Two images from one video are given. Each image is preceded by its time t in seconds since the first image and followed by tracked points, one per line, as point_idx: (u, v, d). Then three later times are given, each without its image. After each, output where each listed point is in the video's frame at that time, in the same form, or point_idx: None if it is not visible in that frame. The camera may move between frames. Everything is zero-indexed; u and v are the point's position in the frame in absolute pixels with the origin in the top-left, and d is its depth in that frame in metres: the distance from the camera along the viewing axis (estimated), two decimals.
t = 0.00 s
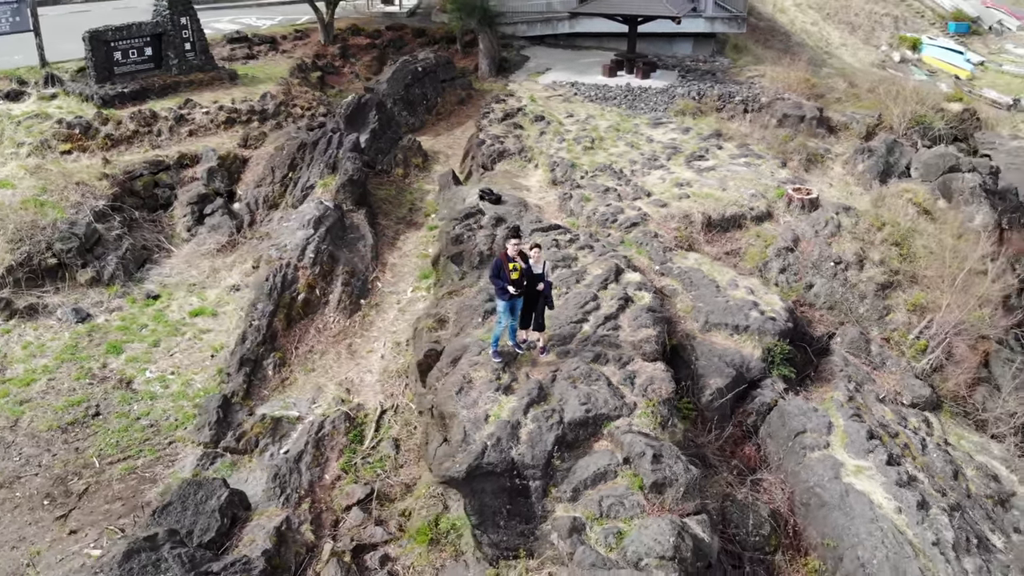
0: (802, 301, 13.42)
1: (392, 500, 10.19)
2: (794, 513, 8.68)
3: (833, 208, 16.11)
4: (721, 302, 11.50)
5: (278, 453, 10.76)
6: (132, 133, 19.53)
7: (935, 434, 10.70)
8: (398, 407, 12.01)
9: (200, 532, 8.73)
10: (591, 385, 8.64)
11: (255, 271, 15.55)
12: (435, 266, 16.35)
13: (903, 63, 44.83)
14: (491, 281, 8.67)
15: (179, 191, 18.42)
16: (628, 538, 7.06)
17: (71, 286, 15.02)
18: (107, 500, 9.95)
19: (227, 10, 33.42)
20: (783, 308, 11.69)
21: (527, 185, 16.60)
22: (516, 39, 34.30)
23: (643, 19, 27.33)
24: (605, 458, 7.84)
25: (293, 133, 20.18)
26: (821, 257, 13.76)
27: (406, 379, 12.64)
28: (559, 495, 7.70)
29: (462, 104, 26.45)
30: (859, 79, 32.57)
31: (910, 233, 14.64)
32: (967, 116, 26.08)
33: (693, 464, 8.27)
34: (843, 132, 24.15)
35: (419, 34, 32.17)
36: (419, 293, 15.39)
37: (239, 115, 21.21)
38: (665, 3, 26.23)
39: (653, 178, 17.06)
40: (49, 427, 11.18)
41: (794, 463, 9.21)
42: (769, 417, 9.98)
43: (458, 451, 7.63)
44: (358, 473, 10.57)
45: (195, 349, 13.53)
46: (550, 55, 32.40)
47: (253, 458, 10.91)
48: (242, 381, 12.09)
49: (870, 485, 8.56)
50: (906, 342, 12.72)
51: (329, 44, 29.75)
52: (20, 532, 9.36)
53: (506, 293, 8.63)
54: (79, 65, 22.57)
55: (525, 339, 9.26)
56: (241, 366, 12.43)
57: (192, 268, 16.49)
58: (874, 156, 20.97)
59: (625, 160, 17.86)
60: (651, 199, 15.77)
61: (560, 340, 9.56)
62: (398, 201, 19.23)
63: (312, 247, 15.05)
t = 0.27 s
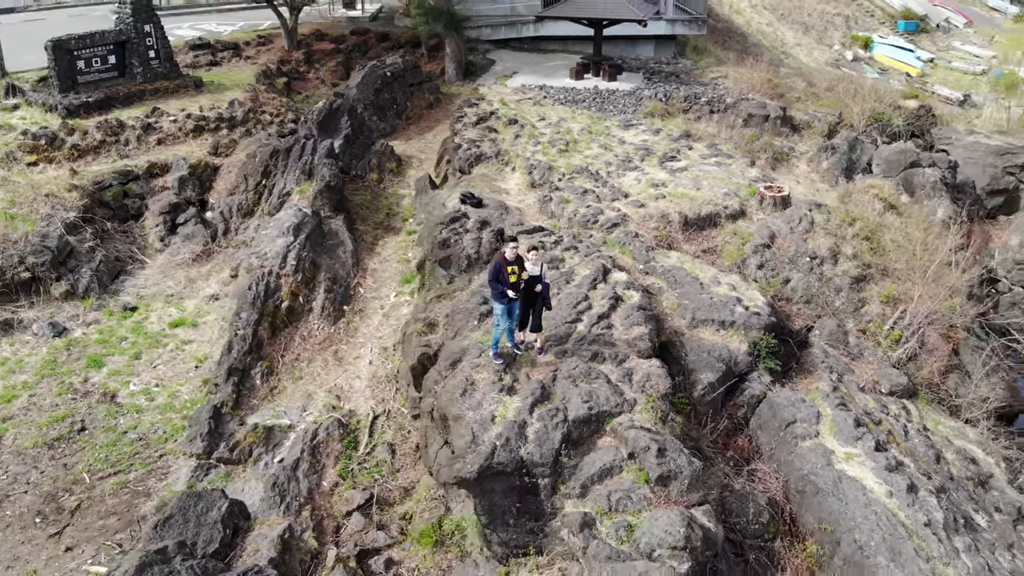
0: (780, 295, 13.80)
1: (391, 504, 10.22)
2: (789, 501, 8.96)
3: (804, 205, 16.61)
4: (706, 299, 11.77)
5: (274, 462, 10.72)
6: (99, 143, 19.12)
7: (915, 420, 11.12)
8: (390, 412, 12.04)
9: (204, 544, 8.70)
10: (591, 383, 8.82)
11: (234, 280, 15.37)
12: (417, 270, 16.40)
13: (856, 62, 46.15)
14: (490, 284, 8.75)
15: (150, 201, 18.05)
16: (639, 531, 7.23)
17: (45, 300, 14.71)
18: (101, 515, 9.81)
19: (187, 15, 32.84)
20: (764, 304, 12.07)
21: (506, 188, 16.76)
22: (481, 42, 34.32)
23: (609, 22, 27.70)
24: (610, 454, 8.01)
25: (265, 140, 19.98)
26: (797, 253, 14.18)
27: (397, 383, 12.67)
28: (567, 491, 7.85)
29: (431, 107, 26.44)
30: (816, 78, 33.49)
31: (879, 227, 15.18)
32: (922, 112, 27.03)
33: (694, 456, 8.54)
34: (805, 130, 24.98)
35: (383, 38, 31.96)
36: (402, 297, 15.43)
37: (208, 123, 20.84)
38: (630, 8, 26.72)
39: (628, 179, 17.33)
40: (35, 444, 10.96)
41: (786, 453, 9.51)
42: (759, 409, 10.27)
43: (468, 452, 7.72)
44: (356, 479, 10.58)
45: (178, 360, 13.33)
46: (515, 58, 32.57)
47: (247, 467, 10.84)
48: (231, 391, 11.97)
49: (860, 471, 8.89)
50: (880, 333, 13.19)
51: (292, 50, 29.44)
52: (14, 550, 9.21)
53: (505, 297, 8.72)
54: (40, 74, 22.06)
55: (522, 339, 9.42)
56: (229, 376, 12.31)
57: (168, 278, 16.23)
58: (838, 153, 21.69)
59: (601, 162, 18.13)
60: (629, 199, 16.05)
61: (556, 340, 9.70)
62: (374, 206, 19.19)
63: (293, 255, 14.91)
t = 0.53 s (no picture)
0: (756, 289, 14.21)
1: (391, 507, 10.27)
2: (782, 487, 9.28)
3: (773, 202, 17.13)
4: (690, 295, 12.07)
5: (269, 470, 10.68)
6: (64, 153, 18.70)
7: (892, 406, 11.60)
8: (382, 416, 12.08)
9: (209, 553, 8.67)
10: (590, 379, 9.03)
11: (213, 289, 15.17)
12: (398, 273, 16.45)
13: (808, 60, 47.49)
14: (489, 286, 8.85)
15: (119, 211, 17.60)
16: (649, 520, 7.45)
17: (18, 315, 14.35)
18: (96, 530, 9.69)
19: (144, 20, 32.14)
20: (745, 298, 12.44)
21: (484, 191, 16.93)
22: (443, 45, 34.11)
23: (572, 25, 28.01)
24: (614, 447, 8.21)
25: (234, 147, 19.72)
26: (771, 248, 14.62)
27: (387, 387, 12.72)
28: (574, 486, 8.02)
29: (398, 111, 26.37)
30: (772, 78, 34.41)
31: (847, 221, 15.82)
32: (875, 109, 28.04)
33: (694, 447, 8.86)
34: (767, 129, 25.78)
35: (346, 42, 31.59)
36: (385, 302, 15.48)
37: (174, 131, 20.45)
38: (592, 10, 27.14)
39: (603, 179, 17.60)
40: (20, 461, 10.73)
41: (777, 441, 9.85)
42: (747, 400, 10.59)
43: (478, 450, 7.83)
44: (353, 484, 10.60)
45: (160, 372, 13.11)
46: (479, 61, 32.69)
47: (242, 476, 10.77)
48: (220, 401, 11.84)
49: (849, 456, 9.26)
50: (855, 321, 13.75)
51: (253, 56, 28.72)
52: (9, 569, 9.06)
53: (503, 298, 8.84)
54: None
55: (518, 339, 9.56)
56: (217, 387, 12.17)
57: (142, 289, 15.93)
58: (800, 150, 22.42)
59: (575, 163, 18.41)
60: (606, 199, 16.32)
61: (552, 338, 9.86)
62: (349, 211, 19.13)
63: (273, 261, 14.75)
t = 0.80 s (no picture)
0: (733, 282, 14.60)
1: (391, 508, 10.33)
2: (775, 471, 9.63)
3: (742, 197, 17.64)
4: (674, 289, 12.37)
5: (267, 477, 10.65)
6: (27, 163, 18.21)
7: (869, 390, 12.11)
8: (374, 418, 12.13)
9: (217, 561, 8.64)
10: (590, 373, 9.25)
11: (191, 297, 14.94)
12: (378, 276, 16.50)
13: (760, 57, 48.63)
14: (489, 287, 8.91)
15: (87, 221, 17.16)
16: (658, 507, 7.70)
17: None
18: (94, 544, 9.60)
19: (96, 26, 31.29)
20: (726, 291, 12.81)
21: (461, 192, 17.08)
22: (404, 47, 33.67)
23: (536, 26, 28.22)
24: (618, 438, 8.45)
25: (203, 153, 19.42)
26: (746, 242, 15.06)
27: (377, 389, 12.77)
28: (582, 477, 8.22)
29: (365, 114, 26.19)
30: (728, 76, 35.23)
31: (814, 214, 16.45)
32: (829, 104, 28.96)
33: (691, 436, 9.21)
34: (729, 126, 26.40)
35: (306, 45, 31.11)
36: (368, 305, 15.51)
37: (139, 138, 20.07)
38: (555, 10, 27.44)
39: (577, 179, 17.89)
40: (7, 478, 10.53)
41: (766, 427, 10.21)
42: (734, 388, 10.93)
43: (489, 446, 7.96)
44: (352, 486, 10.64)
45: (144, 382, 12.89)
46: (442, 63, 32.70)
47: (238, 484, 10.72)
48: (210, 409, 11.72)
49: (838, 439, 9.62)
50: (831, 310, 14.44)
51: (213, 60, 28.11)
52: None
53: (503, 299, 8.92)
54: None
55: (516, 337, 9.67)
56: (206, 395, 12.04)
57: (116, 299, 15.60)
58: (763, 146, 23.06)
59: (549, 163, 18.66)
60: (583, 198, 16.57)
61: (548, 335, 10.03)
62: (323, 215, 19.01)
63: (253, 267, 14.57)
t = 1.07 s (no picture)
0: (710, 275, 14.99)
1: (393, 507, 10.43)
2: (767, 455, 10.02)
3: (713, 193, 18.14)
4: (658, 283, 12.69)
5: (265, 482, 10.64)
6: None
7: (846, 374, 12.63)
8: (367, 420, 12.19)
9: (227, 567, 8.63)
10: (589, 367, 9.50)
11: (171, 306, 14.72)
12: (360, 279, 16.53)
13: (712, 55, 49.54)
14: (489, 287, 9.02)
15: (56, 231, 16.76)
16: (665, 493, 7.98)
17: None
18: (94, 556, 9.49)
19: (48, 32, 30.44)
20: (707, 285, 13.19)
21: (439, 193, 17.21)
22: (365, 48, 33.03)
23: (499, 28, 28.35)
24: (621, 429, 8.71)
25: (172, 160, 19.09)
26: (721, 236, 15.50)
27: (368, 391, 12.82)
28: (589, 467, 8.45)
29: (330, 116, 25.93)
30: (686, 75, 35.97)
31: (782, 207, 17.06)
32: (785, 101, 29.85)
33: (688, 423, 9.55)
34: (691, 123, 26.98)
35: (266, 48, 30.56)
36: (351, 308, 15.51)
37: (104, 145, 19.66)
38: (517, 10, 27.58)
39: (552, 178, 18.16)
40: None
41: (756, 413, 10.60)
42: (722, 377, 11.31)
43: (499, 441, 8.15)
44: (352, 488, 10.70)
45: (129, 392, 12.68)
46: (405, 64, 32.54)
47: (236, 490, 10.68)
48: (202, 417, 11.62)
49: (824, 422, 10.14)
50: (806, 299, 14.98)
51: (172, 65, 27.46)
52: None
53: (503, 298, 9.04)
54: None
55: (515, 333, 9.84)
56: (197, 403, 11.91)
57: (91, 310, 15.27)
58: (725, 143, 23.69)
59: (523, 163, 18.89)
60: (560, 196, 16.82)
61: (544, 331, 10.23)
62: (298, 219, 18.84)
63: (235, 274, 14.44)
